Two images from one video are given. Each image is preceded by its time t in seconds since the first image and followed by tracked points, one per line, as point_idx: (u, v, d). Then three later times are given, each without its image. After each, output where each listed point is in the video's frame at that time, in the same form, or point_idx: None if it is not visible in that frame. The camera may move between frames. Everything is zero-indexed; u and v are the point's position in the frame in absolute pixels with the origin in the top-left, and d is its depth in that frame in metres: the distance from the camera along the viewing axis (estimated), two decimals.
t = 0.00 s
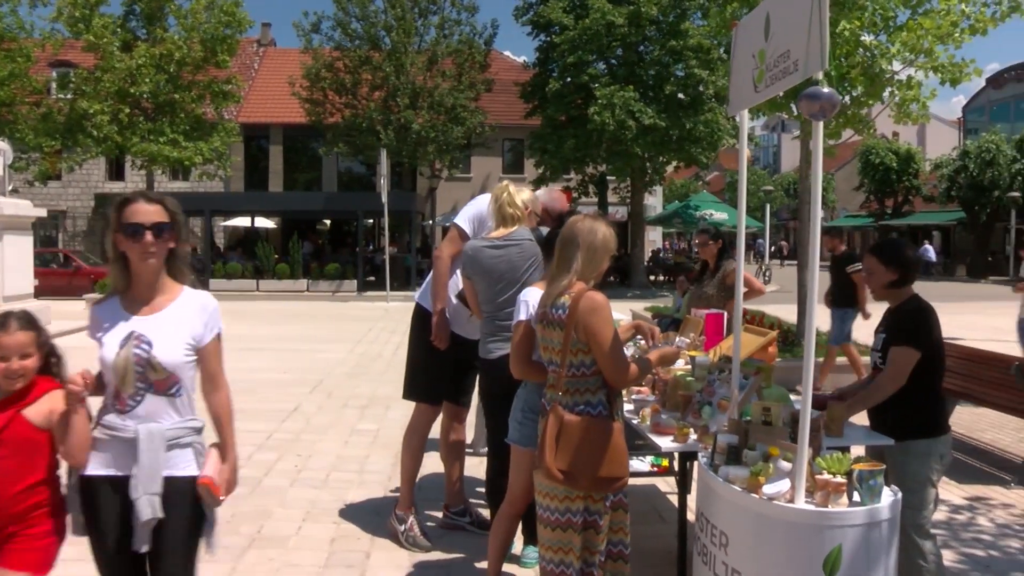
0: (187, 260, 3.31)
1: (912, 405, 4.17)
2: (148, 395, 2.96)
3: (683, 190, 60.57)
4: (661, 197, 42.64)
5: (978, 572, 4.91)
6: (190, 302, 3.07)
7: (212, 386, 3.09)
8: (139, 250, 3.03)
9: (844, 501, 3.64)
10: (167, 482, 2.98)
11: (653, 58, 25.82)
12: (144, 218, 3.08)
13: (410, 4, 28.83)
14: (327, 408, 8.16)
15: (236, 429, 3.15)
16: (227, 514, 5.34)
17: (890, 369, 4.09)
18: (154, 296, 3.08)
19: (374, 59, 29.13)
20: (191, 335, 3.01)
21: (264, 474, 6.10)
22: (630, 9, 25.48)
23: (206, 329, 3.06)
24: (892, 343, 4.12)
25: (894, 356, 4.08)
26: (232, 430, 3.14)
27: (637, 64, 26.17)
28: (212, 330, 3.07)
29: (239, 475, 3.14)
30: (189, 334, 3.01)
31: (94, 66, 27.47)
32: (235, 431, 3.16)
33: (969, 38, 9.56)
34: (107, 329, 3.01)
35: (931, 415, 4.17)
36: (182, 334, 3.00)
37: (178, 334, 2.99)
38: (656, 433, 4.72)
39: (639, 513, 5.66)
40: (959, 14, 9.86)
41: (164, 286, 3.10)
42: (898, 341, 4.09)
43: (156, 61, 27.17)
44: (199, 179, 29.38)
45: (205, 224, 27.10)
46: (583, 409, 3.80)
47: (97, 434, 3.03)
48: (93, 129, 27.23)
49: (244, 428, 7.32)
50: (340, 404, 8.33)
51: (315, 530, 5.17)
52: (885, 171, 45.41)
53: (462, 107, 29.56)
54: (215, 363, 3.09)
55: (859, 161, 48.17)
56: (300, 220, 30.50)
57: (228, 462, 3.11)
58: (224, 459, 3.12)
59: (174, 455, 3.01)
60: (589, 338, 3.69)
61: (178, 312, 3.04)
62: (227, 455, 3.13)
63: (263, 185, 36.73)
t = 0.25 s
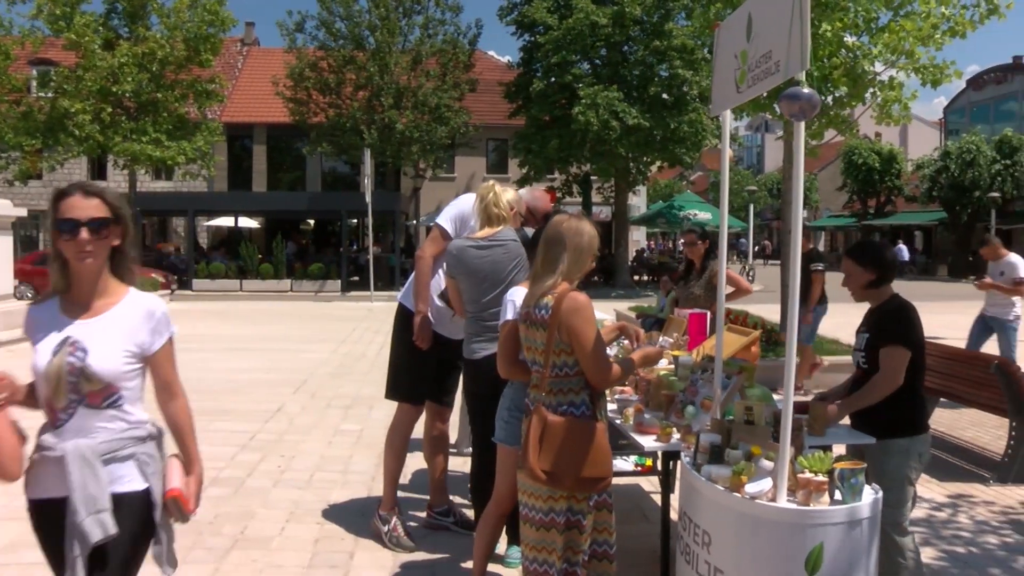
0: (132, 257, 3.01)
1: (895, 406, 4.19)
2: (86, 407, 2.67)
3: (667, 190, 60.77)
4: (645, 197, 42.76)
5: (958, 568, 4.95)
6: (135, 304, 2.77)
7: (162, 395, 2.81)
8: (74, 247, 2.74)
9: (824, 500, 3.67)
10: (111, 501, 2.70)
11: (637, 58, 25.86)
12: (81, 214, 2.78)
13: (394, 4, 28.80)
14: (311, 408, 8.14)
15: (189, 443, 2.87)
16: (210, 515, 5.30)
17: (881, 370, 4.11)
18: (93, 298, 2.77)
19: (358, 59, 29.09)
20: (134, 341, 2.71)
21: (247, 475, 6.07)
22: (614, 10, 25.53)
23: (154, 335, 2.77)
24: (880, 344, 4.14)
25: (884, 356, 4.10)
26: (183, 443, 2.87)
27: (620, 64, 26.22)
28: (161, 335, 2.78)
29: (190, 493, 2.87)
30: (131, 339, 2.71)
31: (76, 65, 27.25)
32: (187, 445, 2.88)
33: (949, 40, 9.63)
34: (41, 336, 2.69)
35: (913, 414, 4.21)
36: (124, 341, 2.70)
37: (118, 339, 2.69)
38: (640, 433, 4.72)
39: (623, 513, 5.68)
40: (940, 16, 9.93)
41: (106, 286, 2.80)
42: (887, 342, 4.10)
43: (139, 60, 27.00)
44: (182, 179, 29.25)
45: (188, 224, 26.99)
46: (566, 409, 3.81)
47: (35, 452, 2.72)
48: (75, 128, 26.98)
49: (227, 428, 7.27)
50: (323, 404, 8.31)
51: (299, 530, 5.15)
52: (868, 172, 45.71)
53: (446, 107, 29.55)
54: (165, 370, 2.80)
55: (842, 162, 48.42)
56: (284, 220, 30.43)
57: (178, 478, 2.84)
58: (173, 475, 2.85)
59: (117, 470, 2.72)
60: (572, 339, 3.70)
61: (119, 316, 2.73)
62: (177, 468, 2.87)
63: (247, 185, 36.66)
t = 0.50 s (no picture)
0: (67, 269, 2.71)
1: (881, 405, 4.22)
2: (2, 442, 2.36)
3: (651, 190, 61.02)
4: (629, 197, 42.86)
5: (939, 566, 4.99)
6: (70, 323, 2.46)
7: (100, 424, 2.52)
8: None
9: (807, 499, 3.69)
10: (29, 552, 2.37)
11: (621, 58, 25.88)
12: (5, 219, 2.47)
13: (378, 3, 28.75)
14: (294, 408, 8.12)
15: (132, 477, 2.61)
16: (193, 517, 5.27)
17: (872, 369, 4.13)
18: (16, 317, 2.45)
19: (342, 59, 29.02)
20: (68, 366, 2.41)
21: (230, 476, 6.04)
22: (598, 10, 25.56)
23: (90, 360, 2.46)
24: (869, 343, 4.16)
25: (874, 355, 4.12)
26: (124, 476, 2.60)
27: (605, 64, 26.25)
28: (99, 360, 2.48)
29: (134, 533, 2.63)
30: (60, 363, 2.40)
31: (57, 63, 27.00)
32: (127, 479, 2.61)
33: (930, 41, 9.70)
34: None
35: (897, 413, 4.25)
36: (56, 366, 2.40)
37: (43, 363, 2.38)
38: (623, 433, 4.73)
39: (606, 512, 5.69)
40: (921, 18, 10.00)
41: (33, 301, 2.48)
42: (878, 341, 4.13)
43: (121, 59, 26.80)
44: (165, 178, 29.09)
45: (171, 224, 26.89)
46: (549, 410, 3.81)
47: None
48: (56, 127, 26.71)
49: (210, 430, 7.22)
50: (306, 405, 8.28)
51: (282, 531, 5.14)
52: (850, 172, 46.00)
53: (431, 107, 29.50)
54: (103, 399, 2.51)
55: (825, 162, 48.66)
56: (267, 220, 30.36)
57: (117, 513, 2.59)
58: (112, 511, 2.58)
59: (40, 516, 2.38)
60: (555, 340, 3.70)
61: (47, 335, 2.42)
62: (117, 502, 2.61)
63: (231, 184, 36.58)
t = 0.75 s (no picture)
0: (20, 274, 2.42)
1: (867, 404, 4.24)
2: None
3: (637, 189, 61.16)
4: (615, 197, 42.92)
5: (923, 563, 5.01)
6: None
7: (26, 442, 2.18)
8: None
9: (791, 498, 3.70)
10: None
11: (607, 58, 25.87)
12: None
13: (364, 3, 28.70)
14: (279, 409, 8.10)
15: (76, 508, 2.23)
16: (177, 518, 5.24)
17: (857, 370, 4.15)
18: None
19: (327, 59, 28.94)
20: None
21: (215, 477, 6.02)
22: (584, 10, 25.55)
23: (17, 368, 2.15)
24: (856, 343, 4.17)
25: (862, 354, 4.14)
26: (63, 508, 2.21)
27: (590, 64, 26.24)
28: (24, 368, 2.16)
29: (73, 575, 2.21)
30: None
31: (38, 61, 26.75)
32: (69, 508, 2.23)
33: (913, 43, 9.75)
34: None
35: (883, 412, 4.26)
36: None
37: None
38: (608, 432, 4.73)
39: (592, 511, 5.71)
40: (904, 20, 10.07)
41: None
42: (865, 340, 4.14)
43: (105, 57, 26.60)
44: (149, 178, 28.93)
45: (155, 224, 26.77)
46: (533, 410, 3.81)
47: None
48: (38, 126, 26.41)
49: (194, 430, 7.19)
50: (291, 406, 8.26)
51: (267, 532, 5.13)
52: (835, 172, 46.21)
53: (416, 106, 29.43)
54: (35, 414, 2.18)
55: (811, 162, 48.84)
56: (251, 220, 30.25)
57: (56, 551, 2.19)
58: (49, 552, 2.18)
59: None
60: (539, 340, 3.70)
61: None
62: (58, 539, 2.21)
63: (215, 184, 36.47)
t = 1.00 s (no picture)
0: None
1: (850, 405, 4.26)
2: None
3: (622, 189, 61.28)
4: (599, 197, 42.96)
5: (903, 561, 5.05)
6: None
7: None
8: None
9: (772, 497, 3.72)
10: None
11: (591, 58, 25.85)
12: None
13: (348, 2, 28.64)
14: (262, 410, 8.07)
15: None
16: (159, 520, 5.22)
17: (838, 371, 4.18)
18: None
19: (311, 58, 28.87)
20: None
21: (197, 479, 5.99)
22: (568, 10, 25.55)
23: None
24: (838, 345, 4.20)
25: (842, 357, 4.17)
26: None
27: (574, 64, 26.24)
28: None
29: None
30: None
31: (18, 59, 26.50)
32: None
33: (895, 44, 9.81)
34: None
35: (866, 412, 4.28)
36: None
37: None
38: (592, 432, 4.73)
39: (576, 511, 5.72)
40: (885, 22, 10.12)
41: None
42: (846, 342, 4.17)
43: (86, 56, 26.39)
44: (131, 177, 28.77)
45: (138, 224, 26.64)
46: (515, 410, 3.82)
47: None
48: (17, 125, 26.09)
49: (177, 431, 7.16)
50: (274, 407, 8.24)
51: (249, 533, 5.11)
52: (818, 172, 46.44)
53: (400, 106, 29.38)
54: None
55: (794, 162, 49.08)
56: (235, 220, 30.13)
57: None
58: None
59: None
60: (521, 341, 3.71)
61: None
62: None
63: (198, 184, 36.35)
